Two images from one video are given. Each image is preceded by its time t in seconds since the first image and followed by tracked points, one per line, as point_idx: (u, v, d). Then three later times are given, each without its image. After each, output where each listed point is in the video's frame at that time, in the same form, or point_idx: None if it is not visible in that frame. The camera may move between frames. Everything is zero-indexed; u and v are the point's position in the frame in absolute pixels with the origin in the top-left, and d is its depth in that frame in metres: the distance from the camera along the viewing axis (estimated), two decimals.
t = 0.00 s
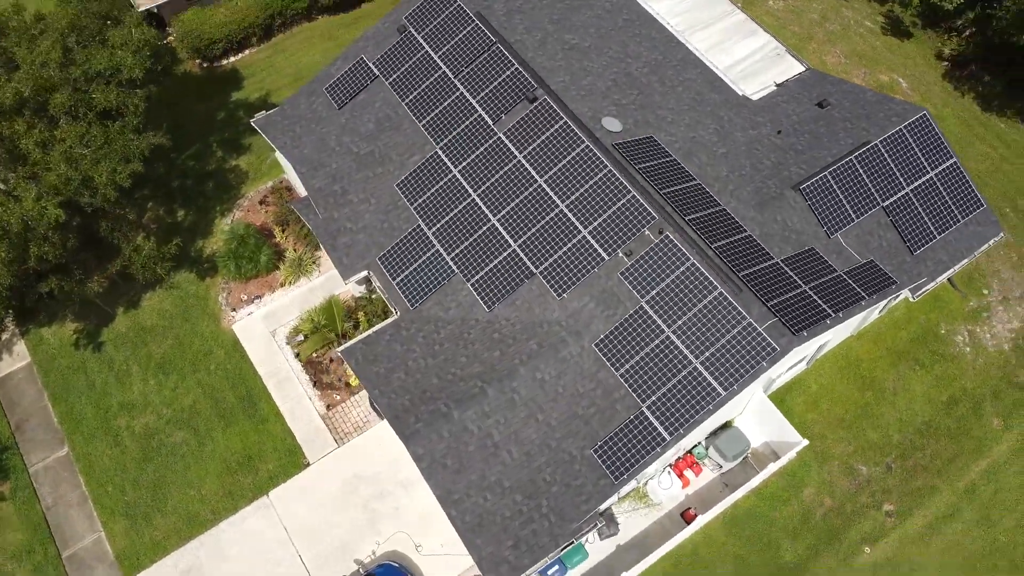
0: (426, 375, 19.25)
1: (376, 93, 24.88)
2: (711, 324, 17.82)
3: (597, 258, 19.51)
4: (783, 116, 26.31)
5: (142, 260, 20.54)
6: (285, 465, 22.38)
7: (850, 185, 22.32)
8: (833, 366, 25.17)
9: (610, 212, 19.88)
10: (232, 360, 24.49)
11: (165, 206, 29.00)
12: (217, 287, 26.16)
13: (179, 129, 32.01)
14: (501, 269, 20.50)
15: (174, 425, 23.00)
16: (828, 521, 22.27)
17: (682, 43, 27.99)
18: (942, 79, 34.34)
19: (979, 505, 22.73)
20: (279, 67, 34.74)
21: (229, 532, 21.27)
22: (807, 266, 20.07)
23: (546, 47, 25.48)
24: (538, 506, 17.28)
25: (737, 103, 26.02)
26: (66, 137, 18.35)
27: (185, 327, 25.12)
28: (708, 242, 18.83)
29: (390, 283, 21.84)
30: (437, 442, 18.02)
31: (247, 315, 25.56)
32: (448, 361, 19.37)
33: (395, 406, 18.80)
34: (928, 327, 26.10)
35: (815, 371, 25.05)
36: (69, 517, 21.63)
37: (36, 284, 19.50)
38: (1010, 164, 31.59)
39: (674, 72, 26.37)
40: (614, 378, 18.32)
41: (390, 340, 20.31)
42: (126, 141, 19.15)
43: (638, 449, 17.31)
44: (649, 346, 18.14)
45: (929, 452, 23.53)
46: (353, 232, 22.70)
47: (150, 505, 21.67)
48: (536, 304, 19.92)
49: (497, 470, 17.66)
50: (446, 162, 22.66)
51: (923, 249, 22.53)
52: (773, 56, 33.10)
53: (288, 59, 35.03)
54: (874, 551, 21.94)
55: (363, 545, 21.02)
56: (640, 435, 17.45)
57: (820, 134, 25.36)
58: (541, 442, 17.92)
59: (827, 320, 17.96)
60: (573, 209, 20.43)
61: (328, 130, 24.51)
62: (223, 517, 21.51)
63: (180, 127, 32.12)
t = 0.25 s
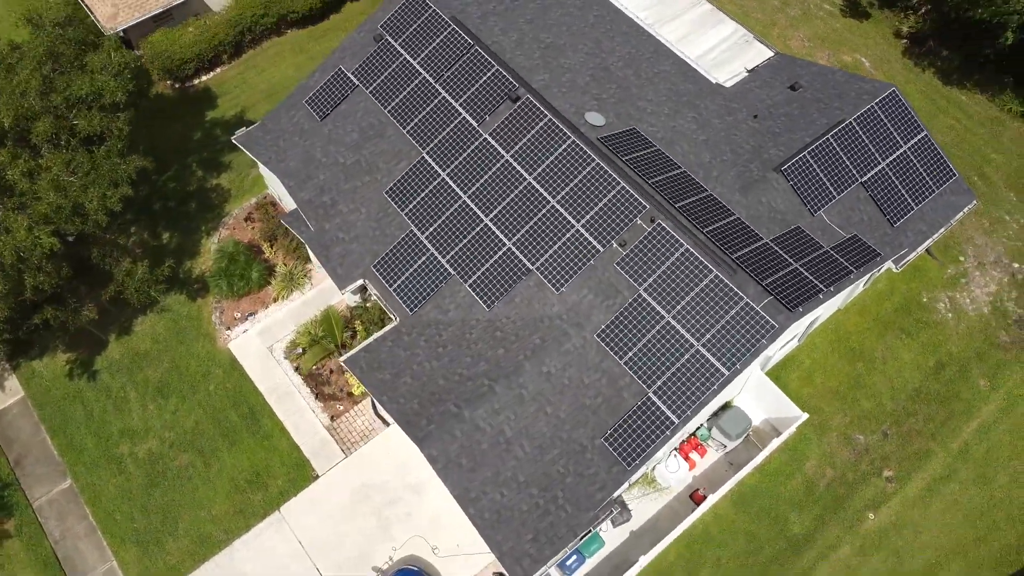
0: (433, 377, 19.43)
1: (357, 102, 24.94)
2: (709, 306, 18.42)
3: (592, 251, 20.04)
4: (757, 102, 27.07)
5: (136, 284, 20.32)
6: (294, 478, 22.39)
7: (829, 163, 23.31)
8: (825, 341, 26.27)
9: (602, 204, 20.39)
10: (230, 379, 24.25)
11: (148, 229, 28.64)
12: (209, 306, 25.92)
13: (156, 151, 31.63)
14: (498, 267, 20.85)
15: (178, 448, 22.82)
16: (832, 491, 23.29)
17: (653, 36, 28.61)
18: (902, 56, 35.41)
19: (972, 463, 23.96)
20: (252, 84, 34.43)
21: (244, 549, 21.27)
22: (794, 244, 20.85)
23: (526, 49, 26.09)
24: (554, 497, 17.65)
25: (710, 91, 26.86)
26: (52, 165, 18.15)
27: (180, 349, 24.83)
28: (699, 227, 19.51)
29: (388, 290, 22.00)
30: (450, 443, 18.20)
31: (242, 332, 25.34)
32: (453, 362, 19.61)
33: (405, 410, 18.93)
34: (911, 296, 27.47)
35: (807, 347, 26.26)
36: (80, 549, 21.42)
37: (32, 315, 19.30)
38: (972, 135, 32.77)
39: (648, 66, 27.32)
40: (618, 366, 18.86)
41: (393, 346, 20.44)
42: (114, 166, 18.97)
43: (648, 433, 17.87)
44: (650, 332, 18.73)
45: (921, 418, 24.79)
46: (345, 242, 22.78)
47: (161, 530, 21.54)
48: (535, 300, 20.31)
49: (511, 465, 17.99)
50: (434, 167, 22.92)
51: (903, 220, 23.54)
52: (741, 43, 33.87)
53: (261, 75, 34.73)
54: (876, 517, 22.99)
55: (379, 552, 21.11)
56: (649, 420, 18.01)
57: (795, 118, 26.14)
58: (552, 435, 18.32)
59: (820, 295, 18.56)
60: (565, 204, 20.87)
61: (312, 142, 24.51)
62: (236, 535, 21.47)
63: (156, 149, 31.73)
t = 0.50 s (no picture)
0: (441, 380, 19.67)
1: (337, 114, 25.05)
2: (704, 288, 19.26)
3: (586, 244, 20.64)
4: (727, 88, 28.18)
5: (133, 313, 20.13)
6: (306, 494, 22.44)
7: (803, 142, 24.56)
8: (813, 316, 27.83)
9: (592, 198, 21.06)
10: (230, 402, 24.09)
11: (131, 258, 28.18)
12: (202, 330, 25.64)
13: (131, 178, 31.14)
14: (494, 267, 21.28)
15: (186, 474, 22.65)
16: (833, 458, 24.51)
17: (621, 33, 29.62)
18: (856, 35, 36.95)
19: (961, 419, 25.61)
20: (223, 105, 34.06)
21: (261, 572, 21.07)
22: (776, 221, 21.84)
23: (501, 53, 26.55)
24: (571, 487, 18.09)
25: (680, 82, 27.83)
26: (39, 199, 17.84)
27: (175, 375, 24.50)
28: (687, 213, 20.38)
29: (386, 298, 22.15)
30: (465, 443, 18.41)
31: (238, 353, 25.17)
32: (459, 364, 19.89)
33: (416, 415, 19.08)
34: (889, 265, 29.35)
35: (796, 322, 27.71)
36: None
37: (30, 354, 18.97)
38: (929, 107, 34.57)
39: (621, 60, 28.28)
40: (622, 353, 19.50)
41: (397, 354, 20.62)
42: (102, 195, 18.76)
43: (658, 416, 18.55)
44: (651, 318, 19.44)
45: (910, 380, 26.36)
46: (339, 253, 22.87)
47: (177, 558, 21.43)
48: (533, 296, 20.77)
49: (527, 459, 18.34)
50: (420, 173, 23.18)
51: (877, 191, 24.99)
52: (705, 32, 34.76)
53: (231, 96, 34.39)
54: (877, 480, 24.20)
55: (398, 559, 21.20)
56: (657, 403, 18.70)
57: (766, 102, 27.29)
58: (563, 426, 18.75)
59: (809, 270, 19.50)
60: (555, 201, 21.46)
61: (296, 158, 24.52)
62: (253, 556, 21.43)
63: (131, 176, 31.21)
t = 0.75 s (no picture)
0: (448, 382, 19.92)
1: (321, 128, 25.15)
2: (698, 274, 19.98)
3: (580, 238, 21.18)
4: (702, 78, 29.21)
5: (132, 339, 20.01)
6: (318, 506, 22.52)
7: (781, 127, 25.74)
8: (801, 296, 28.73)
9: (582, 194, 21.63)
10: (233, 421, 23.98)
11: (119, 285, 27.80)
12: (198, 352, 25.40)
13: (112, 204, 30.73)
14: (491, 268, 21.72)
15: (195, 497, 22.54)
16: (831, 432, 25.35)
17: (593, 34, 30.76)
18: (817, 21, 38.51)
19: (949, 386, 26.62)
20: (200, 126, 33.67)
21: None
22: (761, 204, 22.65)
23: (479, 57, 26.98)
24: (584, 477, 18.53)
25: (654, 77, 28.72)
26: (31, 230, 17.66)
27: (175, 399, 24.28)
28: (676, 202, 21.07)
29: (385, 306, 22.35)
30: (477, 443, 18.60)
31: (236, 372, 25.01)
32: (464, 365, 20.19)
33: (427, 419, 19.26)
34: (867, 241, 30.42)
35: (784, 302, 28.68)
36: None
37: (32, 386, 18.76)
38: (893, 85, 35.94)
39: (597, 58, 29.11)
40: (624, 343, 20.04)
41: (401, 360, 20.84)
42: (94, 222, 18.62)
43: (665, 402, 19.18)
44: (649, 306, 20.06)
45: (897, 351, 27.35)
46: (333, 264, 22.97)
47: None
48: (532, 293, 21.22)
49: (539, 453, 18.68)
50: (409, 180, 23.45)
51: (853, 169, 26.45)
52: (674, 27, 35.52)
53: (207, 116, 34.02)
54: (874, 450, 25.09)
55: (415, 565, 21.32)
56: (662, 389, 19.33)
57: (740, 90, 28.37)
58: (572, 419, 19.16)
59: (797, 249, 20.33)
60: (546, 199, 22.00)
61: (283, 173, 24.53)
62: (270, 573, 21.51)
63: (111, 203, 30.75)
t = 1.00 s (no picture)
0: (455, 385, 20.27)
1: (303, 145, 25.26)
2: (690, 259, 20.76)
3: (572, 234, 21.76)
4: (670, 72, 30.16)
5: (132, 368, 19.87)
6: (333, 520, 22.66)
7: (752, 114, 26.88)
8: (783, 276, 29.84)
9: (570, 191, 22.24)
10: (237, 443, 23.85)
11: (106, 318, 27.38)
12: (195, 378, 25.16)
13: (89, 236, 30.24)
14: (487, 270, 22.13)
15: (207, 523, 22.42)
16: (824, 404, 26.43)
17: (562, 36, 31.79)
18: (770, 11, 40.20)
19: (931, 349, 28.12)
20: (175, 152, 33.29)
21: None
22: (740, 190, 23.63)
23: (454, 64, 27.53)
24: (598, 465, 19.14)
25: (623, 76, 29.90)
26: (25, 265, 17.40)
27: (176, 426, 24.04)
28: (661, 192, 21.87)
29: (384, 315, 22.58)
30: (490, 441, 18.90)
31: (236, 395, 24.86)
32: (469, 367, 20.56)
33: (439, 422, 19.54)
34: (841, 218, 31.81)
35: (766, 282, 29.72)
36: None
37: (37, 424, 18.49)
38: (850, 67, 37.64)
39: (568, 61, 30.23)
40: (624, 332, 20.65)
41: (407, 367, 21.15)
42: (89, 254, 18.50)
43: (669, 384, 19.82)
44: (646, 294, 20.73)
45: (879, 320, 28.72)
46: (328, 277, 23.12)
47: None
48: (529, 291, 21.70)
49: (552, 446, 19.18)
50: (397, 189, 23.71)
51: (823, 149, 27.64)
52: (638, 23, 36.43)
53: (181, 142, 33.65)
54: (867, 417, 26.27)
55: (435, 568, 21.53)
56: (665, 372, 19.98)
57: (709, 80, 29.28)
58: (580, 410, 19.70)
59: (781, 229, 21.35)
60: (535, 198, 22.54)
61: (269, 192, 24.56)
62: None
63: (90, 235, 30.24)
